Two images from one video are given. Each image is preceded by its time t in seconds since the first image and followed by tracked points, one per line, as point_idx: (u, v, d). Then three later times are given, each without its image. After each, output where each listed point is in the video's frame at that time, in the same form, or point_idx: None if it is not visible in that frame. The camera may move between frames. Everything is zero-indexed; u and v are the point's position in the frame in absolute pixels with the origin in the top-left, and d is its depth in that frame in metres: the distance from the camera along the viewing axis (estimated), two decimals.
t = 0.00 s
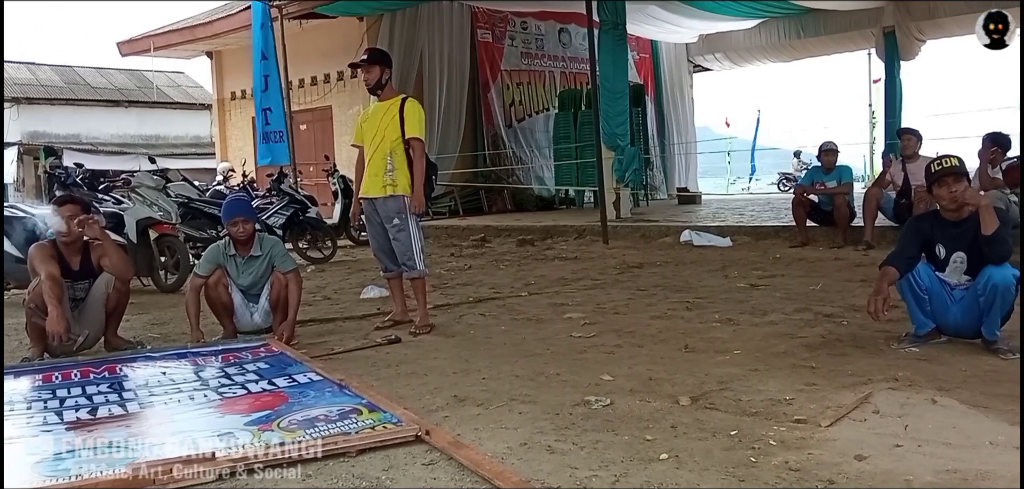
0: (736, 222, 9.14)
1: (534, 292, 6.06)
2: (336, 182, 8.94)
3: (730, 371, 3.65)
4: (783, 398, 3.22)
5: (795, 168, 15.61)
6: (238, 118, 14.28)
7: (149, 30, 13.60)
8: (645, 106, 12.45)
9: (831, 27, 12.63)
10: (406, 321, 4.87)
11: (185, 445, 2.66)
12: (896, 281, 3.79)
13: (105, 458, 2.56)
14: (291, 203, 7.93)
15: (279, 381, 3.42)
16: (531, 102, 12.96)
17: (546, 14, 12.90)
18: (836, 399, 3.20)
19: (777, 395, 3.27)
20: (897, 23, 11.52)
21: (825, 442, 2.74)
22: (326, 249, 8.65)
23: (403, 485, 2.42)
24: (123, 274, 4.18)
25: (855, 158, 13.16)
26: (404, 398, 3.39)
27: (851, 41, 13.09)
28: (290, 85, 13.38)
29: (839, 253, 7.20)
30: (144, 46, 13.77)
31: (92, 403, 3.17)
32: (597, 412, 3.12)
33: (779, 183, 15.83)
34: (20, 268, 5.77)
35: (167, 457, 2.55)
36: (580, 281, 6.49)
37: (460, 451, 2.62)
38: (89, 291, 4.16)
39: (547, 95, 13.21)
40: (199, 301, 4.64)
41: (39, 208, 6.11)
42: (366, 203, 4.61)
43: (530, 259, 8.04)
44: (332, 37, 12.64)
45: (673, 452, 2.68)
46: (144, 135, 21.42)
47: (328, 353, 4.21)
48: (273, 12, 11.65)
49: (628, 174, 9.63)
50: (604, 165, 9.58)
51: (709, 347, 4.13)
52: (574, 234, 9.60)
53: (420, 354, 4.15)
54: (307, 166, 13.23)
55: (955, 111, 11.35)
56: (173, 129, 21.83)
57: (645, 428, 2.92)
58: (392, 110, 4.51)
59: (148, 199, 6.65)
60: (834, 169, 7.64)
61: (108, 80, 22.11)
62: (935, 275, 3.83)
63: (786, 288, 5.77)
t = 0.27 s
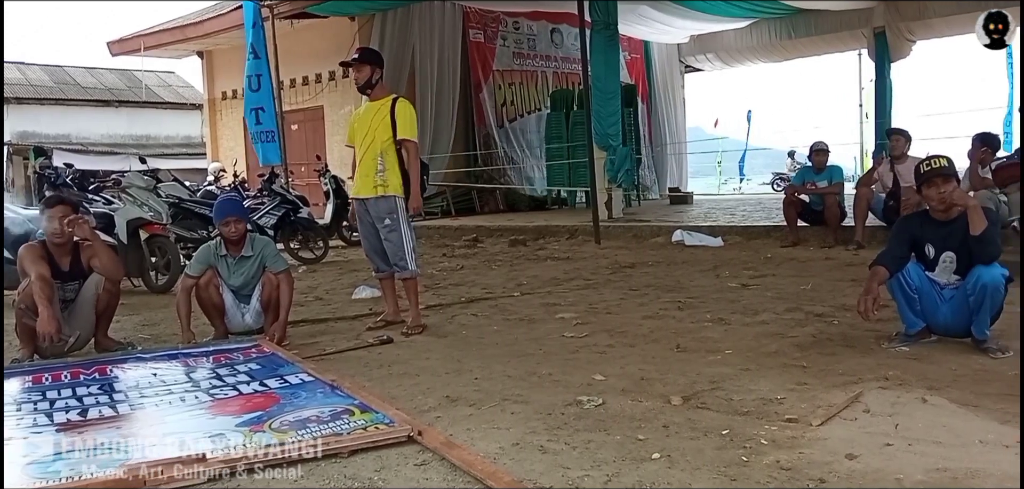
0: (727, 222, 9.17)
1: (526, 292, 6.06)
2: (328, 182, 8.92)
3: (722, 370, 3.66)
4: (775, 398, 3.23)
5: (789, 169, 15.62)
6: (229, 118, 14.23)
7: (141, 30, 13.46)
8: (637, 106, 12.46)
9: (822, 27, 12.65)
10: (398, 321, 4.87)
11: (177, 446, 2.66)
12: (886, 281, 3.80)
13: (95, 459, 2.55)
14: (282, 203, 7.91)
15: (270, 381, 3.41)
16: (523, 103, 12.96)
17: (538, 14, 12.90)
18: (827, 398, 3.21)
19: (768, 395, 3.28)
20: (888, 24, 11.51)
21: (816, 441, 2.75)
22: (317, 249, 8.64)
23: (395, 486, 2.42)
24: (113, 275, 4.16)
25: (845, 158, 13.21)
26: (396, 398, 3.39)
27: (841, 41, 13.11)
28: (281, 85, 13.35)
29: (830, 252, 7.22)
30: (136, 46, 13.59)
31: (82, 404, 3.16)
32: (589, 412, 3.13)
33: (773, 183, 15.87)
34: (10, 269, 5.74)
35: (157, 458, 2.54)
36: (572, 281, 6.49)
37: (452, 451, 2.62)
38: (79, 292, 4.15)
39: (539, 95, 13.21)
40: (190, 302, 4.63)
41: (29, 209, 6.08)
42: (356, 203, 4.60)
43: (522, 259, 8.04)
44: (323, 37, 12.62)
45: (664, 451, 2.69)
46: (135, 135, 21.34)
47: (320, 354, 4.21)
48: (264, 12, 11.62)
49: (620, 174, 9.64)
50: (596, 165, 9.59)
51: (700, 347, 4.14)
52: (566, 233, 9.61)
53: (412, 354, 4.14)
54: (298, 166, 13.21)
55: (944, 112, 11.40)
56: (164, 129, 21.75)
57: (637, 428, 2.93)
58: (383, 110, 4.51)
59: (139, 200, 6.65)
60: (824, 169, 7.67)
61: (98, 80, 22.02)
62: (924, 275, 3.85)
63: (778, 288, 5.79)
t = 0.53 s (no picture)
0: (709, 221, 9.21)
1: (508, 292, 6.06)
2: (309, 182, 8.89)
3: (704, 369, 3.68)
4: (755, 396, 3.25)
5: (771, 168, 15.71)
6: (209, 118, 14.15)
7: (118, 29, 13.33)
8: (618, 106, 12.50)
9: (802, 28, 12.73)
10: (380, 321, 4.86)
11: (156, 449, 2.64)
12: (864, 279, 3.83)
13: (73, 463, 2.52)
14: (262, 203, 7.87)
15: (251, 383, 3.39)
16: (505, 103, 12.96)
17: (520, 14, 12.91)
18: (807, 396, 3.23)
19: (749, 393, 3.30)
20: (865, 25, 11.57)
21: (796, 439, 2.77)
22: (298, 250, 8.60)
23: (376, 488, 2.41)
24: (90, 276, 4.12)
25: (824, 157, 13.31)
26: (378, 399, 3.38)
27: (820, 43, 13.21)
28: (262, 85, 13.28)
29: (809, 252, 7.28)
30: (113, 45, 13.47)
31: (60, 407, 3.12)
32: (572, 411, 3.13)
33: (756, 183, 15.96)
34: None
35: (136, 462, 2.52)
36: (554, 281, 6.50)
37: (434, 452, 2.61)
38: (56, 294, 4.10)
39: (521, 95, 13.21)
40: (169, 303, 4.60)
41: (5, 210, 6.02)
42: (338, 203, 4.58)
43: (504, 259, 8.05)
44: (304, 37, 12.56)
45: (646, 450, 2.70)
46: (113, 135, 21.15)
47: (301, 355, 4.19)
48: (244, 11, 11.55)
49: (601, 174, 9.67)
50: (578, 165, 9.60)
51: (681, 346, 4.16)
52: (548, 233, 9.61)
53: (394, 355, 4.14)
54: (279, 166, 13.14)
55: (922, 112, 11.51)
56: (142, 129, 21.57)
57: (619, 427, 2.93)
58: (365, 110, 4.48)
59: (117, 201, 6.56)
60: (804, 169, 7.72)
61: (76, 79, 21.80)
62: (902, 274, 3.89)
63: (758, 287, 5.82)
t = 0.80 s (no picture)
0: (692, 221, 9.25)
1: (493, 292, 6.05)
2: (292, 182, 8.85)
3: (687, 368, 3.69)
4: (739, 395, 3.27)
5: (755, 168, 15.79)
6: (190, 118, 14.05)
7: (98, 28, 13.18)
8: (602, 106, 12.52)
9: (784, 28, 12.81)
10: (363, 322, 4.84)
11: (137, 451, 2.61)
12: (846, 279, 3.86)
13: (52, 466, 2.50)
14: (245, 204, 7.83)
15: (233, 385, 3.37)
16: (488, 103, 12.96)
17: (503, 14, 12.91)
18: (789, 394, 3.25)
19: (732, 392, 3.31)
20: (847, 26, 11.68)
21: (778, 437, 2.78)
22: (281, 250, 8.56)
23: None
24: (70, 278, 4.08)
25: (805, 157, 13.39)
26: (362, 400, 3.36)
27: (802, 44, 13.29)
28: (244, 84, 13.21)
29: (792, 251, 7.32)
30: (93, 45, 13.32)
31: (39, 410, 3.09)
32: (556, 411, 3.14)
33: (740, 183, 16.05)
34: None
35: (116, 465, 2.50)
36: (538, 281, 6.50)
37: (418, 453, 2.61)
38: (35, 296, 4.06)
39: (505, 95, 13.21)
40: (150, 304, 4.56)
41: None
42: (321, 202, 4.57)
43: (488, 259, 8.05)
44: (286, 36, 12.51)
45: (630, 449, 2.71)
46: (93, 136, 20.96)
47: (284, 356, 4.17)
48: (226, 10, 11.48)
49: (585, 173, 9.68)
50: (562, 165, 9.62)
51: (665, 345, 4.17)
52: (533, 233, 9.62)
53: (378, 355, 4.12)
54: (261, 166, 13.07)
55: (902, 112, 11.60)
56: (123, 129, 21.39)
57: (603, 427, 2.94)
58: (349, 110, 4.48)
59: (97, 201, 6.51)
60: (786, 169, 7.76)
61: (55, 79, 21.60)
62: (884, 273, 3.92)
63: (741, 286, 5.85)
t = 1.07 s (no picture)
0: (681, 220, 9.28)
1: (481, 292, 6.05)
2: (279, 182, 8.82)
3: (675, 367, 3.70)
4: (727, 394, 3.28)
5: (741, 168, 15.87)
6: (176, 118, 13.97)
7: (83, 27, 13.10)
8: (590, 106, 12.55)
9: (771, 28, 12.85)
10: (352, 322, 4.83)
11: (125, 454, 2.60)
12: (833, 278, 3.87)
13: (38, 468, 2.49)
14: (231, 204, 7.80)
15: (221, 386, 3.36)
16: (476, 103, 12.95)
17: (491, 14, 12.92)
18: (776, 393, 3.27)
19: (720, 391, 3.33)
20: (833, 26, 11.76)
21: (767, 436, 2.79)
22: (268, 251, 8.52)
23: None
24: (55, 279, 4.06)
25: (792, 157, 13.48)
26: (351, 401, 3.36)
27: (788, 44, 13.35)
28: (230, 84, 13.15)
29: (778, 250, 7.36)
30: (78, 44, 13.24)
31: (25, 412, 3.07)
32: (545, 411, 3.14)
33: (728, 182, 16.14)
34: None
35: (104, 466, 2.49)
36: (527, 281, 6.50)
37: (407, 453, 2.60)
38: (21, 297, 4.03)
39: (493, 95, 13.21)
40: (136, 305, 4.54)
41: None
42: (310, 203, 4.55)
43: (476, 259, 8.05)
44: (273, 36, 12.46)
45: (619, 448, 2.71)
46: (78, 136, 20.81)
47: (272, 357, 4.15)
48: (212, 10, 11.43)
49: (573, 173, 9.70)
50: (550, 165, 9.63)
51: (653, 345, 4.18)
52: (521, 233, 9.62)
53: (366, 356, 4.12)
54: (248, 166, 13.02)
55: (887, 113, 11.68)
56: (108, 130, 21.25)
57: (592, 426, 2.94)
58: (336, 109, 4.46)
59: (83, 202, 6.47)
60: (772, 169, 7.80)
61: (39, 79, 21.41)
62: (870, 273, 3.95)
63: (730, 286, 5.87)
